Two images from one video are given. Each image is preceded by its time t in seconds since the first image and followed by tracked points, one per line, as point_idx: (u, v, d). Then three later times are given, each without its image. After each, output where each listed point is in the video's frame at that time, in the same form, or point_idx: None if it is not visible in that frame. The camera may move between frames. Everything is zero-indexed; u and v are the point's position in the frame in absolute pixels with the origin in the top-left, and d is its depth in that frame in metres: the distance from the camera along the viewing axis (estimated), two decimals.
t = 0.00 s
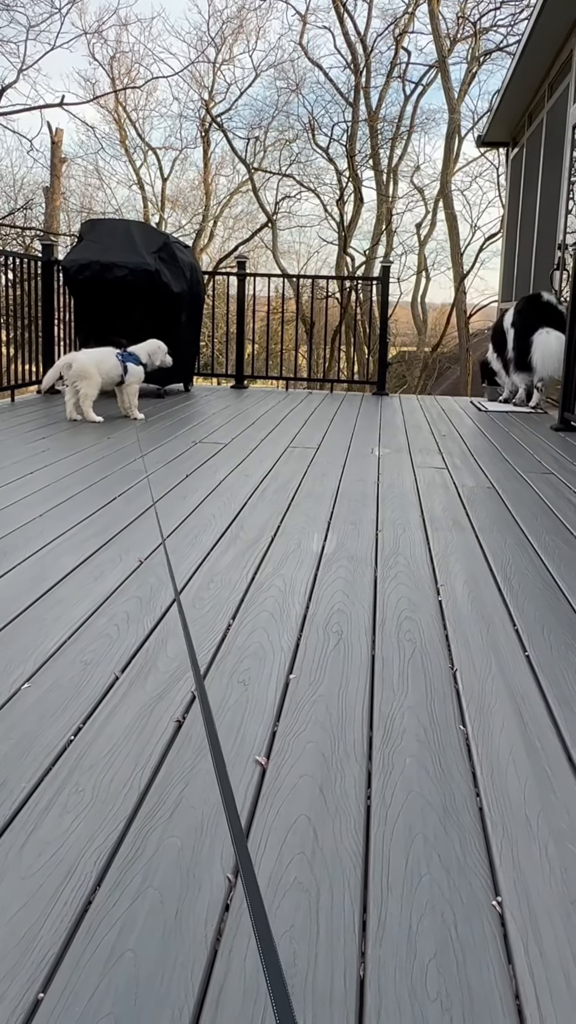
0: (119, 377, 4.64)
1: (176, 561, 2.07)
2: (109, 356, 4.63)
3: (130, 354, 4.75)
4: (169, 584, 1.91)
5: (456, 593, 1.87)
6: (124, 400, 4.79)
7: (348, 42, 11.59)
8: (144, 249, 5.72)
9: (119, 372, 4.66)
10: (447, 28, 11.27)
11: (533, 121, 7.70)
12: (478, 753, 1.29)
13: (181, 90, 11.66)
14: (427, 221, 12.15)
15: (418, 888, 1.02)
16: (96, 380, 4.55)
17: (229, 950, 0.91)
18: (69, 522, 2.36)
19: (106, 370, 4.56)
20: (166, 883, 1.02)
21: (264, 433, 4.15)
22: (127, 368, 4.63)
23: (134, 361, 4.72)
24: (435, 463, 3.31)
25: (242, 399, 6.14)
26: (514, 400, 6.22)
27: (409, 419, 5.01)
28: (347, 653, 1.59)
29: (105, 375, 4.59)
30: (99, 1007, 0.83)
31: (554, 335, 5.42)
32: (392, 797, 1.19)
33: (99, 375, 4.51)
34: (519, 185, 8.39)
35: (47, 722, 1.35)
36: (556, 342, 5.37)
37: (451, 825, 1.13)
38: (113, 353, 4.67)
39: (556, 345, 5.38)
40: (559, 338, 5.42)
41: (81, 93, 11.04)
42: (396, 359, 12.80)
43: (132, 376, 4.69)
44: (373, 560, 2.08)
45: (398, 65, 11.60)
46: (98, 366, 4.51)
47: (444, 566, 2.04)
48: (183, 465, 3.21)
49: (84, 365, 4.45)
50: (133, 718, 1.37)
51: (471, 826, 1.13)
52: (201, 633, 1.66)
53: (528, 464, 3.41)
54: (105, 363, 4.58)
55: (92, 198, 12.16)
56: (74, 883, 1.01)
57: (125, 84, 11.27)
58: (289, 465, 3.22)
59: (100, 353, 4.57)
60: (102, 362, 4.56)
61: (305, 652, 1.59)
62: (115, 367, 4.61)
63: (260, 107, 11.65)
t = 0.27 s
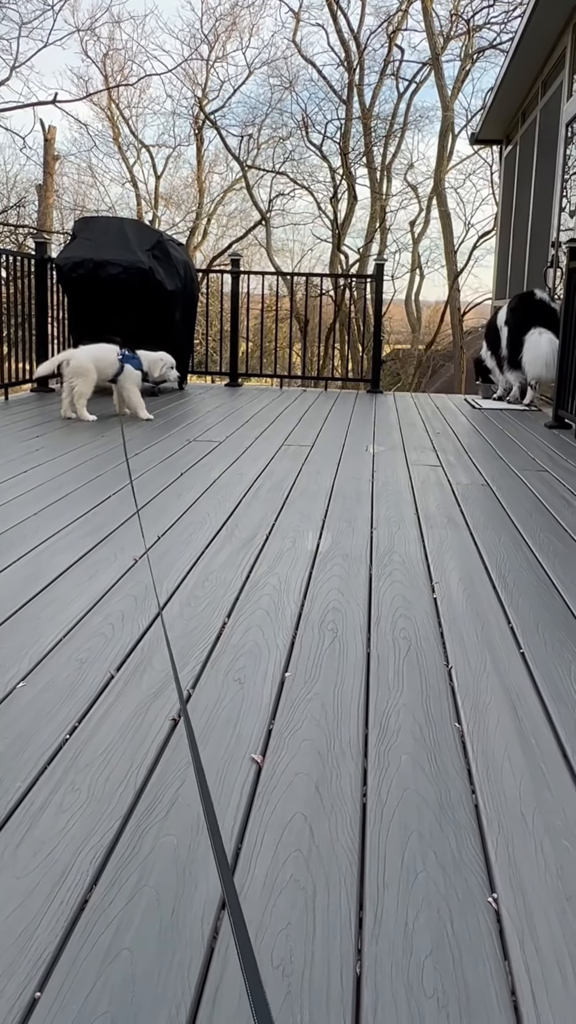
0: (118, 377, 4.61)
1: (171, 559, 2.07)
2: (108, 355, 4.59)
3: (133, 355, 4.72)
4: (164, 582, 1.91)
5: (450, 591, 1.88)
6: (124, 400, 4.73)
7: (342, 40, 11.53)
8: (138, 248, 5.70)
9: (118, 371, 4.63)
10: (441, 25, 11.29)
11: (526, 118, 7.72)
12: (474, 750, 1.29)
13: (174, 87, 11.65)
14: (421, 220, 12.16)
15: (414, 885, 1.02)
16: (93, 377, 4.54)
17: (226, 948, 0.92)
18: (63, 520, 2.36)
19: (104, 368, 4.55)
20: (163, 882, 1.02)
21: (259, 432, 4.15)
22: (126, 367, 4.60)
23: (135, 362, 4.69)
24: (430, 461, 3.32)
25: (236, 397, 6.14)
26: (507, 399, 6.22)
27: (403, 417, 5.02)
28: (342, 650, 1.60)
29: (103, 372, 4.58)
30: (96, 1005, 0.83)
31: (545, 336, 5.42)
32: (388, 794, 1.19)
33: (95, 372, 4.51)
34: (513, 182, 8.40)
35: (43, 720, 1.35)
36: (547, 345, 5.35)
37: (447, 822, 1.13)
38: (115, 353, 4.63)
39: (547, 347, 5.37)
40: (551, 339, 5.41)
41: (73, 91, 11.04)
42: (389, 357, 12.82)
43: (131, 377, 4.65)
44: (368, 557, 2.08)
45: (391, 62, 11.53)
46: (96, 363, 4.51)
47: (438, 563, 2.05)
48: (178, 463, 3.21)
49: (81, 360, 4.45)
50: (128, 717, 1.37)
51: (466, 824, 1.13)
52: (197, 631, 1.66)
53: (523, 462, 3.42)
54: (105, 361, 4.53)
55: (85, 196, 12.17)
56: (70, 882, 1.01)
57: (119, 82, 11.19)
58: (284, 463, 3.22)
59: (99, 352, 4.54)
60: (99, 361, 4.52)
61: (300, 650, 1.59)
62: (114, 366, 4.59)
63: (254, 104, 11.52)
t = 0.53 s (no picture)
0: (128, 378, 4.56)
1: (161, 556, 2.06)
2: (121, 355, 4.55)
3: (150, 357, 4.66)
4: (154, 579, 1.91)
5: (440, 587, 1.88)
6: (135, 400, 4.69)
7: (331, 37, 11.50)
8: (127, 244, 5.69)
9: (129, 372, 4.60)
10: (430, 22, 11.14)
11: (516, 114, 7.71)
12: (463, 746, 1.29)
13: (163, 83, 11.59)
14: (410, 217, 12.13)
15: (403, 881, 1.02)
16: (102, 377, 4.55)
17: (216, 946, 0.92)
18: (53, 518, 2.35)
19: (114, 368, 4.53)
20: (153, 879, 1.02)
21: (249, 428, 4.15)
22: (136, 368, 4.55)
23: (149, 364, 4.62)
24: (420, 457, 3.33)
25: (226, 394, 6.14)
26: (497, 396, 6.21)
27: (393, 414, 5.02)
28: (332, 647, 1.60)
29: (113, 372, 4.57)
30: (86, 1004, 0.83)
31: (534, 335, 5.42)
32: (378, 790, 1.19)
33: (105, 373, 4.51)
34: (502, 179, 8.41)
35: (33, 718, 1.34)
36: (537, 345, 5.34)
37: (436, 818, 1.14)
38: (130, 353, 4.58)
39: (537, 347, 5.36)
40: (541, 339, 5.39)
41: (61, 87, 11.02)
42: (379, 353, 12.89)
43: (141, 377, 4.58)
44: (358, 554, 2.08)
45: (381, 59, 11.47)
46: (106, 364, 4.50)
47: (428, 560, 2.05)
48: (168, 460, 3.20)
49: (89, 361, 4.46)
50: (118, 714, 1.36)
51: (456, 819, 1.14)
52: (187, 628, 1.66)
53: (512, 459, 3.42)
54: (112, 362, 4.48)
55: (74, 192, 12.38)
56: (59, 881, 1.00)
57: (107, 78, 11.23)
58: (274, 459, 3.22)
59: (110, 352, 4.51)
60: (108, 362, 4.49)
61: (290, 647, 1.59)
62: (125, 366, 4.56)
63: (243, 101, 11.48)
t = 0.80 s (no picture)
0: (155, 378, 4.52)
1: (147, 553, 2.06)
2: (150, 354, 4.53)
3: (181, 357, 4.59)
4: (141, 576, 1.90)
5: (427, 583, 1.89)
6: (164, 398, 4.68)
7: (316, 31, 11.45)
8: (112, 240, 5.67)
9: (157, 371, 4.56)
10: (415, 18, 11.26)
11: (501, 111, 7.75)
12: (450, 741, 1.30)
13: (149, 78, 11.49)
14: (396, 212, 12.22)
15: (391, 875, 1.03)
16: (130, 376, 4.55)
17: (204, 942, 0.92)
18: (38, 516, 2.33)
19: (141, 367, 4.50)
20: (140, 876, 1.01)
21: (237, 425, 4.13)
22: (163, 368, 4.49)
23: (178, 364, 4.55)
24: (407, 453, 3.33)
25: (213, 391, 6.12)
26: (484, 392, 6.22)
27: (380, 410, 5.02)
28: (319, 643, 1.60)
29: (141, 371, 4.55)
30: (73, 1001, 0.83)
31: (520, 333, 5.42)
32: (365, 785, 1.19)
33: (132, 372, 4.50)
34: (488, 176, 8.43)
35: (18, 717, 1.33)
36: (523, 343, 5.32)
37: (423, 812, 1.14)
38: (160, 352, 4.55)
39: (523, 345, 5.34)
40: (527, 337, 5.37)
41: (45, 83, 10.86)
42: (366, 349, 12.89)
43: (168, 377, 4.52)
44: (345, 550, 2.08)
45: (367, 54, 11.54)
46: (133, 364, 4.48)
47: (415, 555, 2.06)
48: (154, 457, 3.19)
49: (116, 361, 4.46)
50: (105, 711, 1.36)
51: (443, 813, 1.14)
52: (174, 625, 1.66)
53: (498, 454, 3.44)
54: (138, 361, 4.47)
55: (59, 189, 12.19)
56: (46, 878, 1.00)
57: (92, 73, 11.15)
58: (261, 456, 3.21)
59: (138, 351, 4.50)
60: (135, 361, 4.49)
61: (277, 643, 1.59)
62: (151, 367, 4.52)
63: (229, 97, 11.44)
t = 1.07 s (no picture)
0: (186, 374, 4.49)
1: (130, 549, 2.05)
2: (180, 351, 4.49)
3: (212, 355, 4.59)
4: (123, 572, 1.89)
5: (410, 576, 1.89)
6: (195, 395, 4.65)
7: (299, 26, 11.45)
8: (95, 235, 5.62)
9: (188, 368, 4.52)
10: (398, 13, 11.34)
11: (483, 106, 7.79)
12: (431, 734, 1.30)
13: (131, 72, 11.43)
14: (380, 208, 12.28)
15: (371, 868, 1.03)
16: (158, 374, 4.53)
17: (184, 936, 0.91)
18: (20, 512, 2.32)
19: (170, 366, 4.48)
20: (120, 870, 1.01)
21: (221, 420, 4.13)
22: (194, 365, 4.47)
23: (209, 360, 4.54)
24: (390, 448, 3.34)
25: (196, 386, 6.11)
26: (467, 387, 6.25)
27: (363, 405, 5.03)
28: (302, 638, 1.60)
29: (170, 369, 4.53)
30: (52, 998, 0.83)
31: (503, 331, 5.48)
32: (345, 779, 1.19)
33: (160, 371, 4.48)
34: (470, 171, 8.46)
35: None
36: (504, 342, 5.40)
37: (404, 805, 1.14)
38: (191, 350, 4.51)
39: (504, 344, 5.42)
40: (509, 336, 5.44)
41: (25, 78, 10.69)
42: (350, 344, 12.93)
43: (197, 373, 4.48)
44: (328, 544, 2.09)
45: (350, 49, 11.55)
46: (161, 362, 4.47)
47: (397, 550, 2.06)
48: (137, 452, 3.18)
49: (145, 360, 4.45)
50: (85, 707, 1.35)
51: (424, 807, 1.14)
52: (156, 621, 1.65)
53: (481, 448, 3.45)
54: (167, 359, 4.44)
55: (41, 183, 11.95)
56: (26, 874, 1.00)
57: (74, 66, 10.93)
58: (244, 451, 3.21)
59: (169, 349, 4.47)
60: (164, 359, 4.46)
61: (260, 638, 1.59)
62: (180, 364, 4.46)
63: (212, 91, 11.44)
